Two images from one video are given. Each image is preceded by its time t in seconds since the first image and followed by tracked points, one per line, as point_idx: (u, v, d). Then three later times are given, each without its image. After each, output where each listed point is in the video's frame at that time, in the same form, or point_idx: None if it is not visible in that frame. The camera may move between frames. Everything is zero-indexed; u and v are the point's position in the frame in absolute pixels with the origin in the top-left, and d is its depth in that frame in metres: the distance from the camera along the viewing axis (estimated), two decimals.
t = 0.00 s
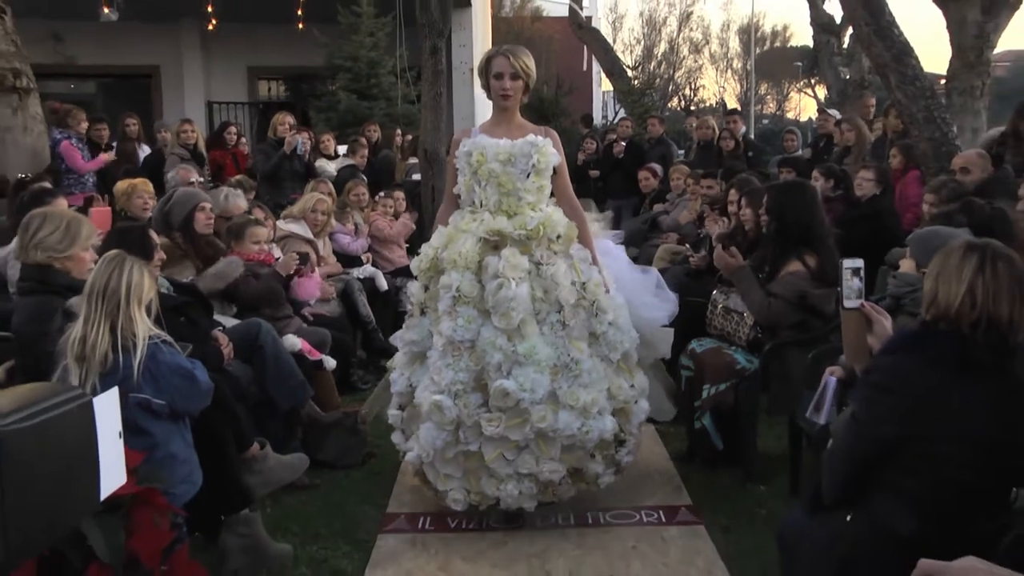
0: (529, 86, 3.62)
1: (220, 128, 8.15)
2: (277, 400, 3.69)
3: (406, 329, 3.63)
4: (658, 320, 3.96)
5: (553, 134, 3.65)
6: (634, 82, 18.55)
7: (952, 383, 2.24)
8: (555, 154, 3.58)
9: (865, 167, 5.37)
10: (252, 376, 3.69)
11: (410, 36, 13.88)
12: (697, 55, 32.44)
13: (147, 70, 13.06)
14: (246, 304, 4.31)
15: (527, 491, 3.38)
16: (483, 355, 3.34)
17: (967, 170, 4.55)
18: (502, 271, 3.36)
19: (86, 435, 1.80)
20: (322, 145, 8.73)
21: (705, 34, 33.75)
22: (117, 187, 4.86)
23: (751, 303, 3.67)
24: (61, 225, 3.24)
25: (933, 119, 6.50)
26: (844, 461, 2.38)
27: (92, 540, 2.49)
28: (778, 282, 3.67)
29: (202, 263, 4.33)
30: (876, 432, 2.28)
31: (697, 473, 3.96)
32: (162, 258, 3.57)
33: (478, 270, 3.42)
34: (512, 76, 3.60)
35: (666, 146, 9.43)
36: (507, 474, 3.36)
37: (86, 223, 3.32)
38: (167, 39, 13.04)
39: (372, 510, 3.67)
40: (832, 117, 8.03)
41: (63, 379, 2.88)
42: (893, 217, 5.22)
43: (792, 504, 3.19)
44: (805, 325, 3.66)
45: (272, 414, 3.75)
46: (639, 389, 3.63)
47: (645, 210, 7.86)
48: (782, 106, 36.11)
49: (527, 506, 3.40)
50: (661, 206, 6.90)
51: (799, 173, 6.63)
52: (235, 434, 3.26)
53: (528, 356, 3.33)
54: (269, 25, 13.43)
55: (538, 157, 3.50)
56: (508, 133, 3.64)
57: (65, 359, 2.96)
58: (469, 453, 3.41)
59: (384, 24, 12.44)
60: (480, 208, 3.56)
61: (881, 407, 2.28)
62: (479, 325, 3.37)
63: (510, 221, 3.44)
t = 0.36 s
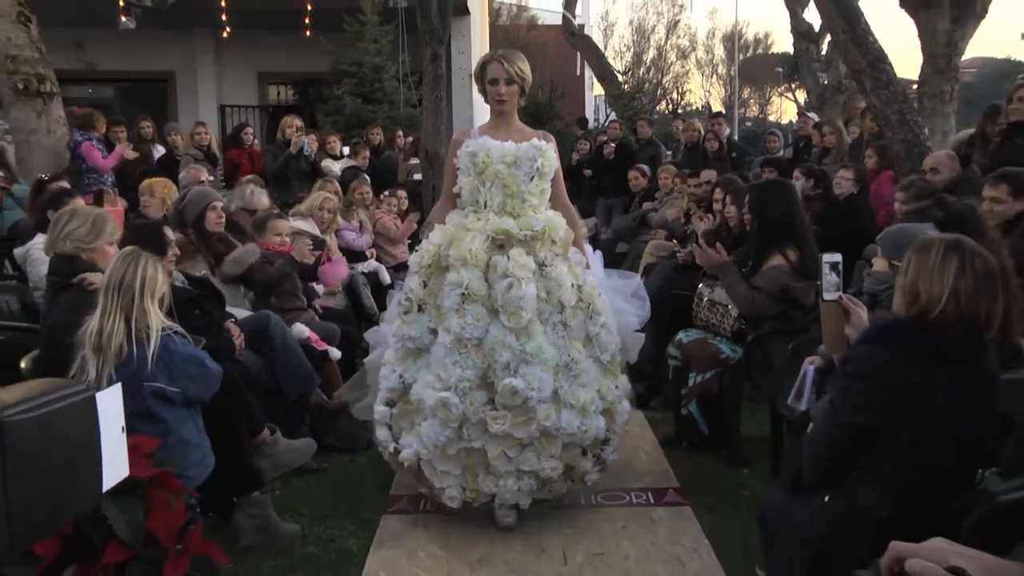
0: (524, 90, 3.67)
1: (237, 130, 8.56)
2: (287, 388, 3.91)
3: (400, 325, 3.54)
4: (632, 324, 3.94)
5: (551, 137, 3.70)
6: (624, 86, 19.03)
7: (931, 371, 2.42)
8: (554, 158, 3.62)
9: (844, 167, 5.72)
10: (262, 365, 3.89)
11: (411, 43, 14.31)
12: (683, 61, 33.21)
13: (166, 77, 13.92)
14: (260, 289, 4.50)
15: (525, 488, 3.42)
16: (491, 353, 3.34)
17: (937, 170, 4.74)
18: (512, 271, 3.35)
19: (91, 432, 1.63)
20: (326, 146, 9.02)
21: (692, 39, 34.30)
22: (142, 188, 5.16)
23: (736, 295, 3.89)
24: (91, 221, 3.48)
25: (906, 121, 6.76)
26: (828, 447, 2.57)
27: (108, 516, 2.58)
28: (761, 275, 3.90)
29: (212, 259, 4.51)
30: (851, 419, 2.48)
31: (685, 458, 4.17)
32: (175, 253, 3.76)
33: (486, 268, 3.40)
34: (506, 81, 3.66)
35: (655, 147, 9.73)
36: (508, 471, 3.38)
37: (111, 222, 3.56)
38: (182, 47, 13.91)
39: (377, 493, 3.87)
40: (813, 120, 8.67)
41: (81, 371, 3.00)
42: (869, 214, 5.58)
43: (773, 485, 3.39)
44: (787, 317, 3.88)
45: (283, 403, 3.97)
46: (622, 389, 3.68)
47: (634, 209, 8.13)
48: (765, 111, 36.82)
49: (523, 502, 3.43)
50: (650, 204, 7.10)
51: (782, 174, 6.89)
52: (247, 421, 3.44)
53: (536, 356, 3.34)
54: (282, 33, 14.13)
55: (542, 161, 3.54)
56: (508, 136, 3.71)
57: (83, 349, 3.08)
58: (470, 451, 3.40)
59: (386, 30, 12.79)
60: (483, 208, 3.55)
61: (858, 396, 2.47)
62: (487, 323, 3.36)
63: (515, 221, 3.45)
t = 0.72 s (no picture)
0: (523, 91, 3.68)
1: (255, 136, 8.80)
2: (296, 381, 4.10)
3: (399, 331, 3.53)
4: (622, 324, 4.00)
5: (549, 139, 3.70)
6: (616, 94, 19.42)
7: (914, 367, 2.59)
8: (553, 162, 3.68)
9: (827, 171, 5.91)
10: (272, 359, 4.08)
11: (414, 53, 14.58)
12: (673, 69, 33.76)
13: (179, 85, 14.21)
14: (274, 284, 4.68)
15: (525, 492, 3.44)
16: (493, 362, 3.34)
17: (911, 174, 4.92)
18: (514, 280, 3.36)
19: (95, 413, 2.01)
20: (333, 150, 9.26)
21: (681, 47, 34.81)
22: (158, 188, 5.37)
23: (725, 295, 4.09)
24: (107, 222, 3.58)
25: (883, 127, 6.98)
26: (811, 437, 2.75)
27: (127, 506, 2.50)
28: (747, 275, 4.09)
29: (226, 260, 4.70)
30: (835, 408, 2.65)
31: (675, 449, 4.37)
32: (189, 251, 3.92)
33: (488, 276, 3.40)
34: (505, 81, 3.65)
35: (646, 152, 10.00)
36: (508, 477, 3.39)
37: (125, 223, 3.64)
38: (195, 57, 14.22)
39: (381, 481, 4.05)
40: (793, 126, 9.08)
41: (96, 364, 3.16)
42: (848, 216, 5.76)
43: (758, 473, 3.57)
44: (770, 313, 4.08)
45: (292, 396, 4.17)
46: (616, 389, 3.71)
47: (625, 211, 8.36)
48: (750, 117, 37.41)
49: (521, 503, 3.46)
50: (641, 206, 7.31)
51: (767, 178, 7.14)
52: (258, 413, 3.60)
53: (538, 365, 3.35)
54: (292, 43, 14.40)
55: (541, 165, 3.58)
56: (506, 139, 3.71)
57: (98, 344, 3.25)
58: (471, 458, 3.40)
59: (390, 40, 13.04)
60: (483, 212, 3.55)
61: (841, 388, 2.64)
62: (488, 332, 3.36)
63: (516, 227, 3.46)
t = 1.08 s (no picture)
0: (523, 90, 3.64)
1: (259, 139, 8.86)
2: (297, 379, 4.16)
3: (397, 336, 3.49)
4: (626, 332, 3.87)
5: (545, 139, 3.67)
6: (612, 96, 19.53)
7: (907, 364, 2.64)
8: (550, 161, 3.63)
9: (819, 172, 6.00)
10: (274, 358, 4.14)
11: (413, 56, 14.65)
12: (668, 72, 33.93)
13: (183, 88, 14.30)
14: (275, 286, 4.75)
15: (532, 499, 3.36)
16: (494, 362, 3.30)
17: (902, 175, 4.99)
18: (513, 276, 3.33)
19: (97, 405, 2.24)
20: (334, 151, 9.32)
21: (677, 49, 34.99)
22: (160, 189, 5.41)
23: (724, 298, 4.16)
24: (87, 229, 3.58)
25: (874, 129, 7.05)
26: (806, 434, 2.79)
27: (131, 501, 2.55)
28: (744, 277, 4.15)
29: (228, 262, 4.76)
30: (830, 408, 2.70)
31: (671, 446, 4.43)
32: (190, 251, 3.94)
33: (486, 274, 3.37)
34: (506, 80, 3.62)
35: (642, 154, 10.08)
36: (513, 483, 3.31)
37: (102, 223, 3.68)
38: (199, 60, 14.31)
39: (381, 478, 4.11)
40: (786, 128, 9.16)
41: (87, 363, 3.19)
42: (841, 216, 5.83)
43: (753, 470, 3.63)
44: (767, 313, 4.13)
45: (292, 394, 4.23)
46: (623, 394, 3.65)
47: (622, 211, 8.44)
48: (744, 119, 37.60)
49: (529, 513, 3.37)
50: (637, 206, 7.38)
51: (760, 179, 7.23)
52: (259, 409, 3.66)
53: (540, 363, 3.31)
54: (296, 46, 14.48)
55: (537, 165, 3.53)
56: (502, 139, 3.71)
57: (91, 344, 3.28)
58: (474, 463, 3.33)
59: (389, 43, 13.13)
60: (478, 212, 3.53)
61: (838, 386, 2.69)
62: (488, 331, 3.33)
63: (512, 226, 3.44)
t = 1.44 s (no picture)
0: (517, 93, 3.60)
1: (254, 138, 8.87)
2: (292, 379, 4.13)
3: (386, 352, 3.33)
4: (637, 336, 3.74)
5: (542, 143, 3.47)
6: (608, 96, 19.55)
7: (906, 362, 2.66)
8: (545, 164, 3.40)
9: (815, 172, 5.98)
10: (269, 358, 4.14)
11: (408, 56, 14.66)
12: (665, 72, 33.97)
13: (179, 88, 14.30)
14: (265, 289, 4.74)
15: (522, 522, 3.21)
16: (479, 383, 3.12)
17: (897, 175, 4.99)
18: (498, 294, 3.12)
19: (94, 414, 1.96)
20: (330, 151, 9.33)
21: (672, 50, 35.04)
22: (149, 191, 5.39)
23: (719, 299, 4.17)
24: (69, 231, 3.57)
25: (869, 129, 7.04)
26: (805, 433, 2.80)
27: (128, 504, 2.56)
28: (739, 277, 4.18)
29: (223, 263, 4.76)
30: (830, 407, 2.71)
31: (666, 445, 4.43)
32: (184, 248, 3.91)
33: (470, 291, 3.17)
34: (500, 83, 3.58)
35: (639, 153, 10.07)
36: (502, 506, 3.16)
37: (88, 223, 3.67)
38: (195, 60, 14.29)
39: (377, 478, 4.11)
40: (781, 128, 9.16)
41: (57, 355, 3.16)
42: (835, 215, 5.84)
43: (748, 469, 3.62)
44: (761, 312, 4.17)
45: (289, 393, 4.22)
46: (630, 407, 3.43)
47: (617, 211, 8.44)
48: (740, 119, 37.65)
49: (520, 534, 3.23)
50: (632, 207, 7.39)
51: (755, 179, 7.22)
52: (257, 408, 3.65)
53: (526, 386, 3.11)
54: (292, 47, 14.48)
55: (530, 169, 3.31)
56: (496, 143, 3.62)
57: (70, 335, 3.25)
58: (461, 485, 3.19)
59: (385, 43, 13.10)
60: (468, 222, 3.32)
61: (838, 386, 2.70)
62: (472, 352, 3.14)
63: (503, 238, 3.20)
